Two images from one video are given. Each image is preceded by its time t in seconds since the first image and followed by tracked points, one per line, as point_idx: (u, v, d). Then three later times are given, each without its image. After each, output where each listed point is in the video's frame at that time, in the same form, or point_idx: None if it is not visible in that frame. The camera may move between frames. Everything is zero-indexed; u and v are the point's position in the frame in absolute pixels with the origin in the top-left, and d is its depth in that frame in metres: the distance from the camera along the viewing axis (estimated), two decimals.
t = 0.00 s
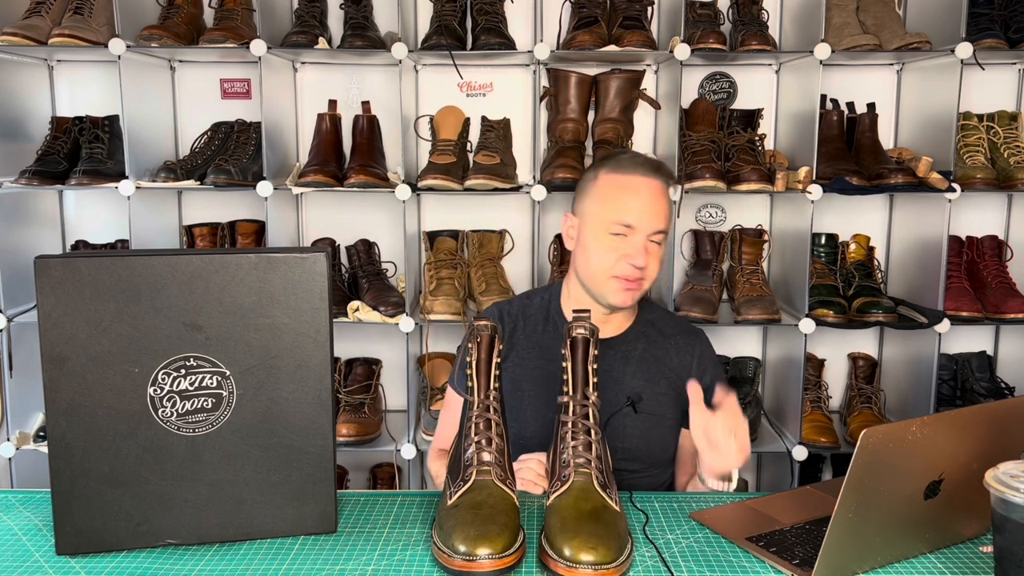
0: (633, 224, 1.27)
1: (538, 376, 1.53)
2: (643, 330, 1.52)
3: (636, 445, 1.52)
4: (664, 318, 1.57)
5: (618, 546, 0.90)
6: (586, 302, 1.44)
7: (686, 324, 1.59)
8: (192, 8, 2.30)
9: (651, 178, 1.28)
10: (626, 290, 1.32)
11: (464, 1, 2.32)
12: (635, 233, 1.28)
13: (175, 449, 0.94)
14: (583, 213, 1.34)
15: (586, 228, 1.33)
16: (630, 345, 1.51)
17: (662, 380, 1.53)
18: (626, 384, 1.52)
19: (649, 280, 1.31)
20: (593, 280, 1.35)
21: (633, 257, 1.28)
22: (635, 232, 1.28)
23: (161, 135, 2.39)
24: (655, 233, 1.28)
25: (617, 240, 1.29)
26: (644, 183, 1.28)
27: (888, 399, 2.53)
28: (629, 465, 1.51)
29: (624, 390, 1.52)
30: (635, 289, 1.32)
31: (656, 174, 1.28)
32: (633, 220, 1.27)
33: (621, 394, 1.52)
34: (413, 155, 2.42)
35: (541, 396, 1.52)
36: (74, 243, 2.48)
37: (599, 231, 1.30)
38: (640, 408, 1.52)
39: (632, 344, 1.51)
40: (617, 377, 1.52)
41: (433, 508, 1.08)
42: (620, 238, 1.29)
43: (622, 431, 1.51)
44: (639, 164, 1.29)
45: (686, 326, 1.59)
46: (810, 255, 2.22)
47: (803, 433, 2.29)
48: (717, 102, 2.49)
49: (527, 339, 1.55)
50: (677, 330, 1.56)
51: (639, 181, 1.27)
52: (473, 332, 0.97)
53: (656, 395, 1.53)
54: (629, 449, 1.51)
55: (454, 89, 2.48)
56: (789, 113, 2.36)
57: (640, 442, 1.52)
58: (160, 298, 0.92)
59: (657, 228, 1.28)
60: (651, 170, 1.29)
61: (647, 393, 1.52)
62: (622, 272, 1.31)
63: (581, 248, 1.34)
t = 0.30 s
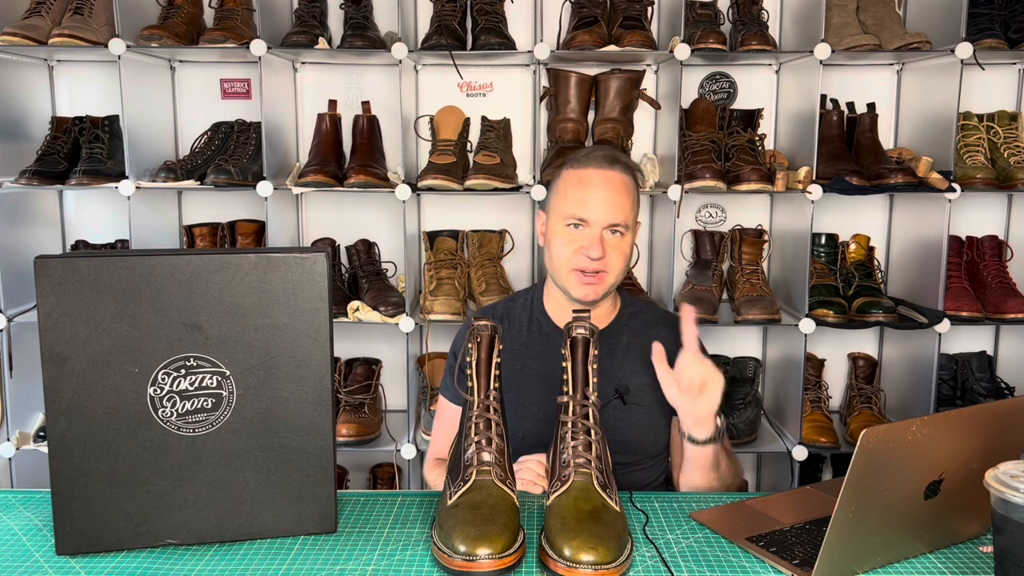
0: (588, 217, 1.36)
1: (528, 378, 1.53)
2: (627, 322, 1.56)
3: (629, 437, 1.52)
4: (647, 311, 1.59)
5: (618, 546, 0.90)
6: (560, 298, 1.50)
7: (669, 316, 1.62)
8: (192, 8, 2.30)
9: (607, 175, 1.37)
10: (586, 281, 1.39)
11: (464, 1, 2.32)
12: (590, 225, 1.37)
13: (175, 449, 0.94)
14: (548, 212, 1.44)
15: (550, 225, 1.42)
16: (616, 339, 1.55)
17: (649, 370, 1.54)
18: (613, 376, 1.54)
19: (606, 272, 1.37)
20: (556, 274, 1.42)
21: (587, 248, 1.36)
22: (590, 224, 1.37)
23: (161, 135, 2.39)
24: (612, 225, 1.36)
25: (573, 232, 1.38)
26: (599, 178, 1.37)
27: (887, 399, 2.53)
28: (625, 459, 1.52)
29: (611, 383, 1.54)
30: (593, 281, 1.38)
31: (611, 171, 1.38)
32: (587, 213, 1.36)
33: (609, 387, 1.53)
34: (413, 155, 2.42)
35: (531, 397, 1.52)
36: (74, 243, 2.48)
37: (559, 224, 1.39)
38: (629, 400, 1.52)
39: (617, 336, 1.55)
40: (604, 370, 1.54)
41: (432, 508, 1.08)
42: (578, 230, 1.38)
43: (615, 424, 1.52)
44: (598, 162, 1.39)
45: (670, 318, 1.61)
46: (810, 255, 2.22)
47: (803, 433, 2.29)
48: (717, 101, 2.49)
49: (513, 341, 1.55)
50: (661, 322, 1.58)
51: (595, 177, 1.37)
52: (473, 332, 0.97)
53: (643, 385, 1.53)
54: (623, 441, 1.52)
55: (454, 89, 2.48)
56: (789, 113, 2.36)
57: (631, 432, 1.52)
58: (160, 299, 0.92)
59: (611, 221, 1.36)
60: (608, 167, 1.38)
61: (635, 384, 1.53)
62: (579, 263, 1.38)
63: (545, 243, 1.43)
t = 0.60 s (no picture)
0: (585, 220, 1.35)
1: (522, 381, 1.52)
2: (617, 323, 1.56)
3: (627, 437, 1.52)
4: (637, 312, 1.59)
5: (618, 546, 0.90)
6: (553, 300, 1.49)
7: (661, 316, 1.61)
8: (192, 8, 2.30)
9: (599, 174, 1.36)
10: (585, 284, 1.38)
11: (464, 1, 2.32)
12: (588, 227, 1.35)
13: (175, 449, 0.94)
14: (542, 214, 1.41)
15: (544, 228, 1.40)
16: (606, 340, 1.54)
17: (639, 372, 1.54)
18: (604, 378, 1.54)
19: (605, 273, 1.36)
20: (554, 279, 1.40)
21: (586, 251, 1.35)
22: (588, 227, 1.35)
23: (161, 135, 2.39)
24: (609, 227, 1.36)
25: (572, 235, 1.36)
26: (594, 179, 1.36)
27: (887, 399, 2.53)
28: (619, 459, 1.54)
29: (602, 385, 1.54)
30: (592, 283, 1.37)
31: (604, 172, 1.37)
32: (585, 215, 1.35)
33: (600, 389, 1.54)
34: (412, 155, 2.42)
35: (526, 400, 1.51)
36: (74, 243, 2.48)
37: (556, 228, 1.38)
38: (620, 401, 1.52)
39: (608, 337, 1.54)
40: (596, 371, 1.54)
41: (432, 508, 1.07)
42: (575, 233, 1.36)
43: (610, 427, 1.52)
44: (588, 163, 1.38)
45: (662, 317, 1.60)
46: (810, 255, 2.22)
47: (803, 433, 2.28)
48: (717, 101, 2.49)
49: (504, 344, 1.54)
50: (653, 322, 1.58)
51: (587, 178, 1.36)
52: (474, 332, 0.97)
53: (634, 387, 1.54)
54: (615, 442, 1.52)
55: (454, 89, 2.48)
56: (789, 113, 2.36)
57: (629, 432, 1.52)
58: (161, 298, 0.92)
59: (608, 222, 1.35)
60: (599, 167, 1.37)
61: (625, 386, 1.53)
62: (578, 266, 1.36)
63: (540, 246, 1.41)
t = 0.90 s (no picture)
0: (609, 220, 1.35)
1: (521, 380, 1.52)
2: (616, 321, 1.56)
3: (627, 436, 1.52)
4: (635, 309, 1.60)
5: (618, 546, 0.90)
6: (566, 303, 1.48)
7: (658, 313, 1.62)
8: (192, 8, 2.30)
9: (615, 175, 1.39)
10: (611, 283, 1.38)
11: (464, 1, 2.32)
12: (612, 227, 1.36)
13: (175, 449, 0.94)
14: (558, 218, 1.40)
15: (563, 231, 1.39)
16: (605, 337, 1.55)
17: (638, 369, 1.54)
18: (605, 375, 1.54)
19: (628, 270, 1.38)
20: (577, 281, 1.39)
21: (613, 250, 1.36)
22: (611, 227, 1.36)
23: (161, 136, 2.39)
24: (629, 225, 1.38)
25: (596, 236, 1.36)
26: (611, 180, 1.37)
27: (887, 399, 2.53)
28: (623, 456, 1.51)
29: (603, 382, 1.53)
30: (617, 282, 1.38)
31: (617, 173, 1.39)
32: (608, 215, 1.35)
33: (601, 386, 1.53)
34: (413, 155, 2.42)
35: (526, 399, 1.51)
36: (74, 243, 2.48)
37: (578, 230, 1.37)
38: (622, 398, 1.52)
39: (607, 335, 1.55)
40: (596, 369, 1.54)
41: (432, 508, 1.07)
42: (599, 234, 1.36)
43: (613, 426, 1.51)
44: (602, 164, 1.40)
45: (659, 314, 1.61)
46: (810, 255, 2.22)
47: (803, 433, 2.29)
48: (717, 101, 2.49)
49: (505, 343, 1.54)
50: (650, 319, 1.59)
51: (606, 179, 1.38)
52: (473, 332, 0.97)
53: (634, 384, 1.53)
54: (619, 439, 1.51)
55: (454, 89, 2.48)
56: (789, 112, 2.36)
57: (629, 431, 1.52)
58: (161, 298, 0.92)
59: (629, 221, 1.37)
60: (613, 168, 1.40)
61: (626, 382, 1.53)
62: (605, 267, 1.37)
63: (560, 250, 1.39)
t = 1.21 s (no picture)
0: (622, 222, 1.36)
1: (525, 377, 1.52)
2: (621, 318, 1.56)
3: (627, 437, 1.52)
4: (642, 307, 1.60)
5: (618, 546, 0.90)
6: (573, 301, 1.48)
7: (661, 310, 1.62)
8: (192, 8, 2.30)
9: (628, 177, 1.39)
10: (620, 285, 1.39)
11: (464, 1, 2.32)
12: (624, 229, 1.36)
13: (175, 449, 0.94)
14: (570, 218, 1.40)
15: (575, 232, 1.38)
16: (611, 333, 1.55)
17: (645, 364, 1.53)
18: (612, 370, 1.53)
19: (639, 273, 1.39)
20: (587, 281, 1.39)
21: (625, 253, 1.36)
22: (623, 229, 1.36)
23: (161, 136, 2.39)
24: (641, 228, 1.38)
25: (608, 238, 1.36)
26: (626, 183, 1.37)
27: (887, 399, 2.53)
28: (625, 452, 1.52)
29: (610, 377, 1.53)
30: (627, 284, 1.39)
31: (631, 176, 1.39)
32: (621, 217, 1.35)
33: (606, 381, 1.52)
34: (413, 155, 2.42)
35: (531, 395, 1.51)
36: (74, 243, 2.48)
37: (590, 231, 1.37)
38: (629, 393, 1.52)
39: (613, 331, 1.55)
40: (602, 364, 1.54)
41: (433, 508, 1.07)
42: (611, 236, 1.36)
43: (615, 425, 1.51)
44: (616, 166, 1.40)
45: (662, 311, 1.62)
46: (810, 255, 2.22)
47: (803, 433, 2.29)
48: (717, 101, 2.49)
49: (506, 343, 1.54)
50: (655, 316, 1.59)
51: (619, 181, 1.38)
52: (473, 332, 0.97)
53: (641, 378, 1.52)
54: (623, 434, 1.51)
55: (454, 89, 2.48)
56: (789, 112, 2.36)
57: (628, 432, 1.52)
58: (160, 298, 0.92)
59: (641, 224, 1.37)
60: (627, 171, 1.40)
61: (633, 377, 1.52)
62: (615, 268, 1.37)
63: (571, 250, 1.39)
